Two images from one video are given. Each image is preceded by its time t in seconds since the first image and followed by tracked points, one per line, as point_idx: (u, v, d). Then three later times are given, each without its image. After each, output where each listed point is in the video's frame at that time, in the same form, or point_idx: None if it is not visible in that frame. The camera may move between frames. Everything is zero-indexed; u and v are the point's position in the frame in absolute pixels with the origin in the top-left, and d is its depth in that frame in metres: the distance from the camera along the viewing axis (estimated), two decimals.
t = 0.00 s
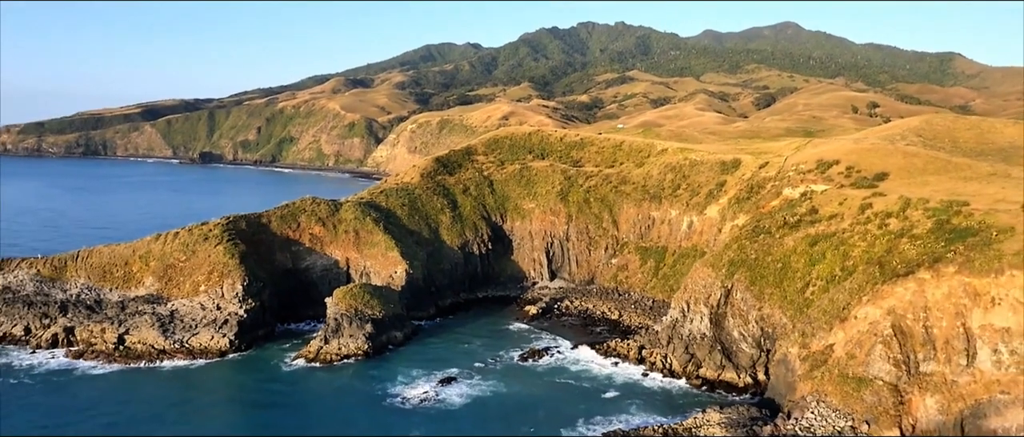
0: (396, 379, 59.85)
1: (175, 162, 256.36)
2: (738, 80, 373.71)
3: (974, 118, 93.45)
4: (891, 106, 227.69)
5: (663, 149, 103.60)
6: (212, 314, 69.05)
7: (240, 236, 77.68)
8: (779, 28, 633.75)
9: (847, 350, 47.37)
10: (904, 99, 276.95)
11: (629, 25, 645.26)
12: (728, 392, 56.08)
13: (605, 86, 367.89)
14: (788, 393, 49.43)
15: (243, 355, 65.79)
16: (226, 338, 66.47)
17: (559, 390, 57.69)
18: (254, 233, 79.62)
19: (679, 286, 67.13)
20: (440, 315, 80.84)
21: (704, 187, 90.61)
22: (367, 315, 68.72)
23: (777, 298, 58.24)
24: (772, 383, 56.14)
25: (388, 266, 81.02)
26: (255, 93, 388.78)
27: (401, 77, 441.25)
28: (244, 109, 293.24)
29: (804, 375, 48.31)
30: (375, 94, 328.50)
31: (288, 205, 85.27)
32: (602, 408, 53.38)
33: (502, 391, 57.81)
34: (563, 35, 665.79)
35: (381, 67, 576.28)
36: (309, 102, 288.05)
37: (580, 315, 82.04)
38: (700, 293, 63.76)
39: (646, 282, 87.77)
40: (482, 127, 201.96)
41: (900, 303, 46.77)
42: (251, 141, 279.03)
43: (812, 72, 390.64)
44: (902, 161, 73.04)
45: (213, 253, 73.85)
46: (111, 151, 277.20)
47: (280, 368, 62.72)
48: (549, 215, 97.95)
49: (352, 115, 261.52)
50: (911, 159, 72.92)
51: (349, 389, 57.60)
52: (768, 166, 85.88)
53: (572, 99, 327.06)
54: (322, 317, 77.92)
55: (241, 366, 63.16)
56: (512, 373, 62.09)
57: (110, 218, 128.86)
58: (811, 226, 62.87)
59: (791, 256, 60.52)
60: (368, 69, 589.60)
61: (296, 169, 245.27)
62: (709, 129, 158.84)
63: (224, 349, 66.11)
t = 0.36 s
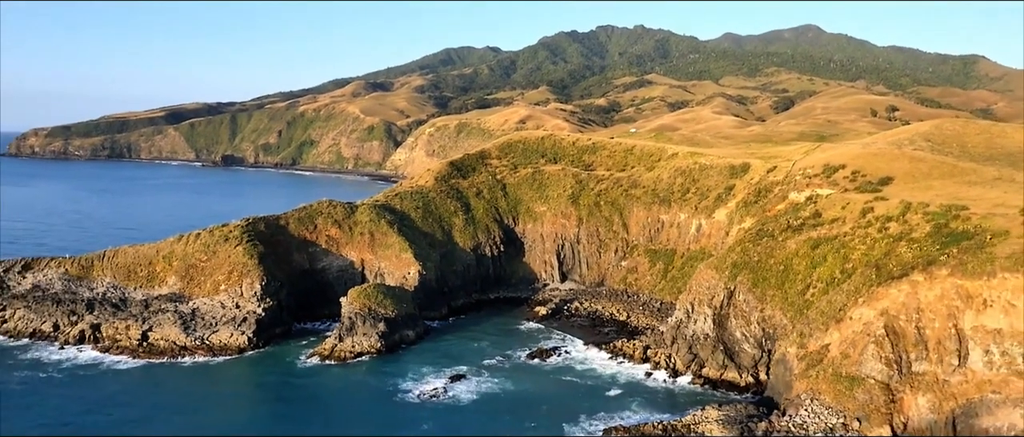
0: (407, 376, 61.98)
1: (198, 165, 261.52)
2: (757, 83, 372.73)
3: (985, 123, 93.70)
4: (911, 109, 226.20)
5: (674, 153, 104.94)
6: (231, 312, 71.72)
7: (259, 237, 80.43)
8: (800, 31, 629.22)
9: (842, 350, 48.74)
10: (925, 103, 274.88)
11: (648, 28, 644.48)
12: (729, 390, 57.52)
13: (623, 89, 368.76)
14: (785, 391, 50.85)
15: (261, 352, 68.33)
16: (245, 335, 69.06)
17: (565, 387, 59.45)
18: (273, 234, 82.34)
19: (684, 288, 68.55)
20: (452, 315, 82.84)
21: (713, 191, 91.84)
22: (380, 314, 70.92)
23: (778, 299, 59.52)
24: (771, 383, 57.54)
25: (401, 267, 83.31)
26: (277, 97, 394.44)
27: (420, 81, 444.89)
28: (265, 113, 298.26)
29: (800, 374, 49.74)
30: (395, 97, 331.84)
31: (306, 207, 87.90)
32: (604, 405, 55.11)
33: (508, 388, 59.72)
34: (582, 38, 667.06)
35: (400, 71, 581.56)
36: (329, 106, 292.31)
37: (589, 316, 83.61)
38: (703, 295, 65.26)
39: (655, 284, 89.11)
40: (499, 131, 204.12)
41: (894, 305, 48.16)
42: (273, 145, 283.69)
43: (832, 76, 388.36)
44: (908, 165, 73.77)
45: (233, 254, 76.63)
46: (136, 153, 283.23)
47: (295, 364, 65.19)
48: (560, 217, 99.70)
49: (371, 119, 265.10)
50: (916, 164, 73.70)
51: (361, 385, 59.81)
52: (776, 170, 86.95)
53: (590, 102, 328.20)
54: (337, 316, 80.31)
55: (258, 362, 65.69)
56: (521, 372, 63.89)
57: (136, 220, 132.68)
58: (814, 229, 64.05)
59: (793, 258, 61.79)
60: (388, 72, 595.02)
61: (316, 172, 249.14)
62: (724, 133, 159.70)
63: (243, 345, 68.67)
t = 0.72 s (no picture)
0: (416, 373, 63.75)
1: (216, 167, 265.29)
2: (772, 86, 371.85)
3: (993, 126, 94.09)
4: (927, 112, 225.19)
5: (682, 156, 106.11)
6: (247, 311, 73.94)
7: (274, 237, 82.66)
8: (817, 32, 625.52)
9: (838, 349, 49.92)
10: (941, 105, 273.43)
11: (663, 30, 643.79)
12: (730, 389, 58.73)
13: (637, 92, 369.29)
14: (783, 389, 52.14)
15: (275, 349, 70.45)
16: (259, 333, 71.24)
17: (569, 384, 60.94)
18: (288, 235, 84.54)
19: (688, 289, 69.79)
20: (461, 315, 84.60)
21: (720, 194, 92.92)
22: (391, 313, 72.74)
23: (779, 300, 60.68)
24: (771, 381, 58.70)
25: (412, 267, 85.21)
26: (294, 100, 398.59)
27: (435, 84, 447.68)
28: (282, 116, 302.07)
29: (797, 372, 50.95)
30: (410, 100, 334.43)
31: (320, 209, 90.04)
32: (606, 402, 56.53)
33: (514, 385, 61.30)
34: (597, 41, 667.59)
35: (415, 74, 585.22)
36: (344, 109, 295.56)
37: (596, 316, 84.98)
38: (706, 295, 66.51)
39: (661, 285, 90.25)
40: (513, 134, 205.83)
41: (888, 305, 49.36)
42: (289, 147, 287.11)
43: (848, 78, 386.56)
44: (911, 168, 74.53)
45: (248, 254, 78.87)
46: (155, 155, 287.68)
47: (308, 361, 67.18)
48: (569, 220, 101.21)
49: (386, 122, 267.84)
50: (920, 167, 74.44)
51: (371, 381, 61.64)
52: (782, 173, 87.91)
53: (604, 105, 329.06)
54: (349, 315, 82.34)
55: (272, 359, 67.75)
56: (528, 370, 65.41)
57: (155, 221, 135.69)
58: (816, 232, 65.14)
59: (794, 260, 62.93)
60: (403, 75, 598.76)
61: (331, 174, 252.11)
62: (736, 136, 160.41)
63: (258, 342, 70.76)
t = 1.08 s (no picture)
0: (427, 370, 65.79)
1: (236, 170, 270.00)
2: (790, 88, 370.47)
3: (1003, 130, 94.41)
4: (946, 115, 223.83)
5: (692, 160, 107.42)
6: (265, 309, 76.48)
7: (292, 238, 85.29)
8: (837, 34, 621.19)
9: (835, 348, 51.32)
10: (961, 108, 271.31)
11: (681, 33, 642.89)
12: (732, 387, 60.19)
13: (653, 94, 369.77)
14: (781, 387, 53.60)
15: (292, 346, 72.91)
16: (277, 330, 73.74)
17: (576, 382, 62.62)
18: (305, 236, 87.15)
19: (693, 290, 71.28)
20: (473, 314, 86.60)
21: (728, 197, 94.19)
22: (403, 312, 74.80)
23: (781, 301, 62.07)
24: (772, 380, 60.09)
25: (425, 268, 87.42)
26: (313, 103, 403.46)
27: (453, 87, 451.01)
28: (302, 119, 306.50)
29: (795, 370, 52.40)
30: (428, 103, 337.46)
31: (336, 211, 92.53)
32: (610, 399, 58.20)
33: (522, 382, 63.10)
34: (615, 43, 667.99)
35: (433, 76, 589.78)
36: (362, 112, 299.23)
37: (605, 316, 86.60)
38: (711, 296, 67.99)
39: (670, 286, 91.66)
40: (528, 136, 207.71)
41: (884, 306, 50.70)
42: (308, 150, 291.00)
43: (868, 80, 384.19)
44: (917, 172, 75.39)
45: (267, 254, 81.48)
46: (177, 158, 293.29)
47: (323, 358, 69.51)
48: (579, 222, 102.99)
49: (403, 125, 270.90)
50: (926, 170, 75.26)
51: (384, 377, 63.75)
52: (790, 176, 88.99)
53: (620, 107, 329.94)
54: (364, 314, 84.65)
55: (289, 356, 70.15)
56: (536, 367, 67.14)
57: (177, 222, 139.25)
58: (819, 234, 66.37)
59: (797, 262, 64.25)
60: (421, 78, 603.63)
61: (349, 176, 255.62)
62: (750, 138, 161.06)
63: (275, 339, 73.29)
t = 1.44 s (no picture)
0: (437, 368, 67.76)
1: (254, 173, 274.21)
2: (807, 92, 369.41)
3: (1013, 135, 94.89)
4: (962, 119, 222.78)
5: (701, 164, 108.73)
6: (282, 308, 78.82)
7: (308, 240, 87.79)
8: (855, 38, 617.49)
9: (833, 348, 52.58)
10: (979, 112, 269.46)
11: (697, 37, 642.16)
12: (735, 386, 61.50)
13: (668, 98, 370.12)
14: (781, 387, 54.86)
15: (308, 344, 75.19)
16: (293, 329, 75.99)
17: (582, 380, 64.29)
18: (320, 238, 89.62)
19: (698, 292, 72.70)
20: (484, 315, 88.47)
21: (736, 201, 95.46)
22: (416, 312, 76.87)
23: (783, 303, 63.41)
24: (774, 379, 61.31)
25: (437, 269, 89.52)
26: (330, 108, 408.44)
27: (468, 91, 453.99)
28: (319, 123, 310.53)
29: (794, 370, 53.72)
30: (444, 107, 340.20)
31: (351, 213, 94.92)
32: (614, 397, 59.72)
33: (530, 380, 64.95)
34: (630, 47, 668.50)
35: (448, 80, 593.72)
36: (378, 115, 302.57)
37: (613, 318, 88.17)
38: (715, 298, 69.40)
39: (678, 288, 93.07)
40: (542, 140, 209.53)
41: (880, 307, 52.03)
42: (324, 153, 294.52)
43: (885, 84, 382.00)
44: (922, 176, 76.37)
45: (284, 255, 83.97)
46: (196, 161, 298.23)
47: (337, 356, 71.64)
48: (589, 225, 104.66)
49: (419, 128, 273.76)
50: (930, 175, 76.22)
51: (396, 375, 65.73)
52: (797, 181, 90.17)
53: (635, 111, 330.75)
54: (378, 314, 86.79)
55: (305, 354, 72.35)
56: (544, 366, 68.89)
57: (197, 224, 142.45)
58: (822, 237, 67.64)
59: (799, 265, 65.55)
60: (437, 82, 607.91)
61: (365, 180, 258.65)
62: (763, 142, 161.77)
63: (291, 338, 75.57)
